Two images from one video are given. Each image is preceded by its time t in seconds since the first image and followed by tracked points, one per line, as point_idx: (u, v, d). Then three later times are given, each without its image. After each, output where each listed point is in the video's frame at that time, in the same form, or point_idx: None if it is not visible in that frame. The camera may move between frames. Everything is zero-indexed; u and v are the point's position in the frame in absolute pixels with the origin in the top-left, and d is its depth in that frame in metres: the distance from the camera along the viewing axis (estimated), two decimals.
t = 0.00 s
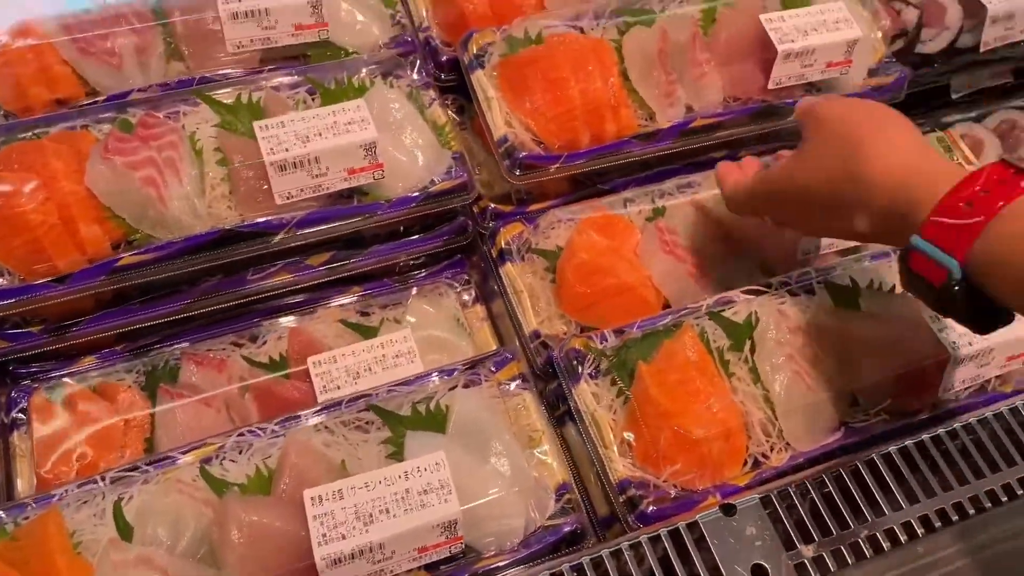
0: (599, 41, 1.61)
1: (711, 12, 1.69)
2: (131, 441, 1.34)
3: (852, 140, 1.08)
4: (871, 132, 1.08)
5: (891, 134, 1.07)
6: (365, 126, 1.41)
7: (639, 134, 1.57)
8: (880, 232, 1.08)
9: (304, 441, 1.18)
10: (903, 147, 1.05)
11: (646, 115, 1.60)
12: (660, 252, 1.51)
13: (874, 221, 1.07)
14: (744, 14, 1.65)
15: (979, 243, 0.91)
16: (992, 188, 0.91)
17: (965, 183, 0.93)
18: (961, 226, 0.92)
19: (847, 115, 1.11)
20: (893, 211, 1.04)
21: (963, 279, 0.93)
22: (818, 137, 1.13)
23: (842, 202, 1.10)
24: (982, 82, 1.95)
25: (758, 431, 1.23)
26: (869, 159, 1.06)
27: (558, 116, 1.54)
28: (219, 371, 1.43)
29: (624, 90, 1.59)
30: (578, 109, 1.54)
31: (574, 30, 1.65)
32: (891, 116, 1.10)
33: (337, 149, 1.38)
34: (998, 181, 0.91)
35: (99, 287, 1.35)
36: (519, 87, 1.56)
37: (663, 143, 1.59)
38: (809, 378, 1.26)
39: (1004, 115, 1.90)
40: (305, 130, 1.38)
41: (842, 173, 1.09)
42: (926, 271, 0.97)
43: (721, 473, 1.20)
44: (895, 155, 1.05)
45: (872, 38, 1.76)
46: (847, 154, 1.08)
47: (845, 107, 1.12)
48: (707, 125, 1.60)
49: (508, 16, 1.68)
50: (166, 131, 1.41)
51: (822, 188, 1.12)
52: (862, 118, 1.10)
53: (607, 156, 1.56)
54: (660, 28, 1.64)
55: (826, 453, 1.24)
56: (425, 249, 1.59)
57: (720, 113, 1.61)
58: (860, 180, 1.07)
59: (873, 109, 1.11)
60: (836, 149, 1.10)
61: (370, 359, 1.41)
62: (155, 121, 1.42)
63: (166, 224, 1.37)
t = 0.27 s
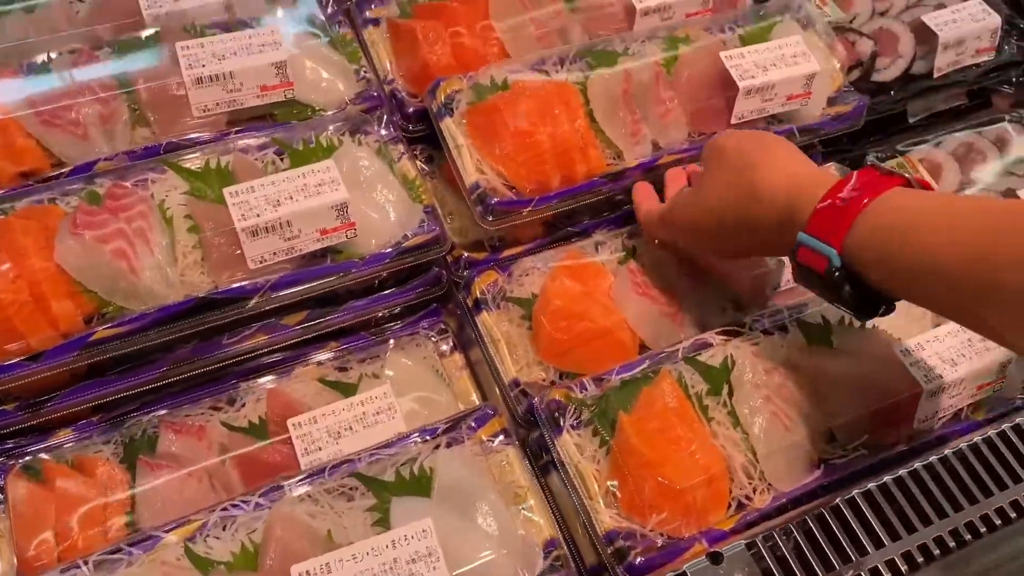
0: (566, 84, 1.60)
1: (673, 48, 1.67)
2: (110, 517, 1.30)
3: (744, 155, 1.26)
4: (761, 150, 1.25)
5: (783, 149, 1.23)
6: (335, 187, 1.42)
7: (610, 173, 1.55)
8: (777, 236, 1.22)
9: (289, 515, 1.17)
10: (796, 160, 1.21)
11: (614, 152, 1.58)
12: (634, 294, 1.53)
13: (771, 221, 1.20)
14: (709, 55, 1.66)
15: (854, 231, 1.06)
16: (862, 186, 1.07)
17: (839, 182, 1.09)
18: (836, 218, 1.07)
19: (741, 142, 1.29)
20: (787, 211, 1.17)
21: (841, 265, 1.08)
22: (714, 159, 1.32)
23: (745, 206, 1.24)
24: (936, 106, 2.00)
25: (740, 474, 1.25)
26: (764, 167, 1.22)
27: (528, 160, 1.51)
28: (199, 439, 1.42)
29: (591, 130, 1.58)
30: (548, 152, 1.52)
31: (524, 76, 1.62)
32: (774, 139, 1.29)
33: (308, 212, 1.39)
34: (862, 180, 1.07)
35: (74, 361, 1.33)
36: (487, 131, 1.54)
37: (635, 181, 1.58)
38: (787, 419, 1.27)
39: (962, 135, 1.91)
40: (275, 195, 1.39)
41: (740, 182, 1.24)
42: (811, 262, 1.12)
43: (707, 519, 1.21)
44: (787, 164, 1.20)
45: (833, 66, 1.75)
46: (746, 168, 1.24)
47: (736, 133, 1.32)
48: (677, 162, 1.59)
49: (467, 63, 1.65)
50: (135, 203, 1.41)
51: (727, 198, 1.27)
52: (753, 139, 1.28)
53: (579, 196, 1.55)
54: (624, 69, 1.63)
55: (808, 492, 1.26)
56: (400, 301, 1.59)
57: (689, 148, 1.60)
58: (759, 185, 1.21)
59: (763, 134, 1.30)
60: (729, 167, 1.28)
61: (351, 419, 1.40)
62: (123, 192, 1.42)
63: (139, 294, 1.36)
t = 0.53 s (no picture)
0: (523, 148, 1.62)
1: (626, 104, 1.70)
2: None
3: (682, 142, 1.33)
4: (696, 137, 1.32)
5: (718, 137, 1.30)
6: (295, 268, 1.42)
7: (571, 234, 1.57)
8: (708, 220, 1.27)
9: None
10: (728, 149, 1.27)
11: (574, 214, 1.61)
12: (598, 354, 1.56)
13: (703, 204, 1.26)
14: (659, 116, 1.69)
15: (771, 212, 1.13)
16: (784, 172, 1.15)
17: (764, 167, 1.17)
18: (758, 199, 1.15)
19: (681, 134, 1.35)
20: (717, 192, 1.23)
21: (757, 239, 1.15)
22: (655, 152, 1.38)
23: (677, 190, 1.30)
24: (882, 143, 2.06)
25: (709, 535, 1.27)
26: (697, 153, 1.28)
27: (491, 226, 1.53)
28: (168, 526, 1.38)
29: (551, 194, 1.59)
30: (509, 217, 1.54)
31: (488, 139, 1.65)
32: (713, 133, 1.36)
33: (269, 294, 1.39)
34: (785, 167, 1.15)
35: (39, 459, 1.32)
36: (449, 199, 1.56)
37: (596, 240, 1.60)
38: (751, 479, 1.31)
39: (905, 171, 2.01)
40: (235, 279, 1.40)
41: (675, 169, 1.31)
42: (731, 237, 1.18)
43: None
44: (720, 150, 1.27)
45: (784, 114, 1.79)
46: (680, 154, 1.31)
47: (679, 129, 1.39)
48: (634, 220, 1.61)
49: (426, 132, 1.67)
50: (94, 294, 1.41)
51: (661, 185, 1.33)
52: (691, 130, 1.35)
53: (542, 258, 1.57)
54: (579, 132, 1.65)
55: (776, 548, 1.29)
56: (366, 371, 1.58)
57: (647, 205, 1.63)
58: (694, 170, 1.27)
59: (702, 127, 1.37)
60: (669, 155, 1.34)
61: (322, 497, 1.37)
62: (82, 284, 1.43)
63: (102, 387, 1.36)
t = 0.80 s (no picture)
0: (476, 209, 1.65)
1: (573, 161, 1.74)
2: None
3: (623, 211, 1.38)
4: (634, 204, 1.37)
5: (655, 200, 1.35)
6: (254, 346, 1.44)
7: (528, 286, 1.59)
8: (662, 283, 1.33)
9: None
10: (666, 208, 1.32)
11: (530, 267, 1.62)
12: (561, 410, 1.57)
13: (650, 265, 1.30)
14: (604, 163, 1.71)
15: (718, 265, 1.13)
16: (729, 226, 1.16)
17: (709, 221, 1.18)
18: (705, 254, 1.15)
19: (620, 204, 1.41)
20: (663, 254, 1.27)
21: (709, 297, 1.16)
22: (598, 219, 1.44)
23: (626, 255, 1.34)
24: (828, 179, 2.12)
25: None
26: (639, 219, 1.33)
27: (449, 286, 1.55)
28: None
29: (505, 250, 1.62)
30: (464, 277, 1.56)
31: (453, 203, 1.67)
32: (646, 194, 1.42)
33: (227, 375, 1.40)
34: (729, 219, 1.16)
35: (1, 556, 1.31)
36: (404, 262, 1.58)
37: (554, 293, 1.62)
38: (714, 532, 1.33)
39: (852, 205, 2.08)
40: (194, 362, 1.40)
41: (620, 239, 1.36)
42: (685, 296, 1.19)
43: None
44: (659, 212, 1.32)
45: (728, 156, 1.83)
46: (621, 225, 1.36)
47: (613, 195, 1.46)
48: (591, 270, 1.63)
49: (380, 196, 1.70)
50: (52, 384, 1.42)
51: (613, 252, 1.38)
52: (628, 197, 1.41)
53: (501, 312, 1.58)
54: (526, 188, 1.68)
55: None
56: (328, 441, 1.59)
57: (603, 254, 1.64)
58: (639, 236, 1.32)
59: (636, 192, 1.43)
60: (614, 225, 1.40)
61: (293, 572, 1.34)
62: (39, 374, 1.43)
63: (64, 478, 1.35)
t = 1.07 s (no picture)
0: (432, 249, 1.67)
1: (527, 199, 1.77)
2: None
3: (584, 262, 1.47)
4: (594, 257, 1.47)
5: (615, 253, 1.45)
6: (222, 403, 1.44)
7: (488, 324, 1.60)
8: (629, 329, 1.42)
9: None
10: (626, 261, 1.43)
11: (491, 303, 1.64)
12: (534, 447, 1.58)
13: (618, 320, 1.42)
14: (561, 200, 1.75)
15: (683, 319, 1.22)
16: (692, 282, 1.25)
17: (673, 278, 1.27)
18: (670, 310, 1.23)
19: (578, 253, 1.50)
20: (631, 311, 1.39)
21: (678, 352, 1.24)
22: (558, 270, 1.51)
23: (594, 312, 1.45)
24: (784, 200, 2.17)
25: None
26: (603, 274, 1.43)
27: (406, 327, 1.56)
28: None
29: (462, 288, 1.62)
30: (422, 318, 1.57)
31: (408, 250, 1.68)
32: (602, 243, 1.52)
33: (197, 434, 1.40)
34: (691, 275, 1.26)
35: None
36: (361, 307, 1.58)
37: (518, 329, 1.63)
38: (689, 565, 1.37)
39: (809, 226, 2.13)
40: (162, 423, 1.40)
41: (582, 296, 1.46)
42: (654, 352, 1.29)
43: None
44: (620, 266, 1.42)
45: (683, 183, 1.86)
46: (585, 279, 1.45)
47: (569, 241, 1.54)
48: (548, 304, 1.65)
49: (343, 243, 1.71)
50: (18, 453, 1.41)
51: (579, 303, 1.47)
52: (586, 247, 1.50)
53: (464, 351, 1.58)
54: (481, 227, 1.70)
55: None
56: (302, 492, 1.55)
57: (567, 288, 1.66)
58: (604, 289, 1.42)
59: (592, 240, 1.52)
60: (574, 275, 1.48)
61: None
62: (4, 444, 1.42)
63: (35, 549, 1.34)
